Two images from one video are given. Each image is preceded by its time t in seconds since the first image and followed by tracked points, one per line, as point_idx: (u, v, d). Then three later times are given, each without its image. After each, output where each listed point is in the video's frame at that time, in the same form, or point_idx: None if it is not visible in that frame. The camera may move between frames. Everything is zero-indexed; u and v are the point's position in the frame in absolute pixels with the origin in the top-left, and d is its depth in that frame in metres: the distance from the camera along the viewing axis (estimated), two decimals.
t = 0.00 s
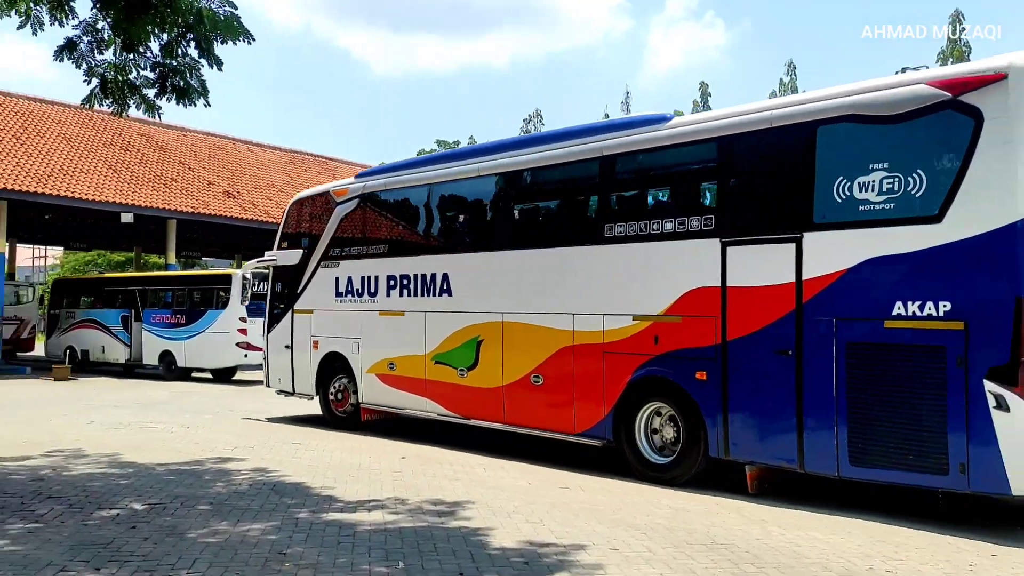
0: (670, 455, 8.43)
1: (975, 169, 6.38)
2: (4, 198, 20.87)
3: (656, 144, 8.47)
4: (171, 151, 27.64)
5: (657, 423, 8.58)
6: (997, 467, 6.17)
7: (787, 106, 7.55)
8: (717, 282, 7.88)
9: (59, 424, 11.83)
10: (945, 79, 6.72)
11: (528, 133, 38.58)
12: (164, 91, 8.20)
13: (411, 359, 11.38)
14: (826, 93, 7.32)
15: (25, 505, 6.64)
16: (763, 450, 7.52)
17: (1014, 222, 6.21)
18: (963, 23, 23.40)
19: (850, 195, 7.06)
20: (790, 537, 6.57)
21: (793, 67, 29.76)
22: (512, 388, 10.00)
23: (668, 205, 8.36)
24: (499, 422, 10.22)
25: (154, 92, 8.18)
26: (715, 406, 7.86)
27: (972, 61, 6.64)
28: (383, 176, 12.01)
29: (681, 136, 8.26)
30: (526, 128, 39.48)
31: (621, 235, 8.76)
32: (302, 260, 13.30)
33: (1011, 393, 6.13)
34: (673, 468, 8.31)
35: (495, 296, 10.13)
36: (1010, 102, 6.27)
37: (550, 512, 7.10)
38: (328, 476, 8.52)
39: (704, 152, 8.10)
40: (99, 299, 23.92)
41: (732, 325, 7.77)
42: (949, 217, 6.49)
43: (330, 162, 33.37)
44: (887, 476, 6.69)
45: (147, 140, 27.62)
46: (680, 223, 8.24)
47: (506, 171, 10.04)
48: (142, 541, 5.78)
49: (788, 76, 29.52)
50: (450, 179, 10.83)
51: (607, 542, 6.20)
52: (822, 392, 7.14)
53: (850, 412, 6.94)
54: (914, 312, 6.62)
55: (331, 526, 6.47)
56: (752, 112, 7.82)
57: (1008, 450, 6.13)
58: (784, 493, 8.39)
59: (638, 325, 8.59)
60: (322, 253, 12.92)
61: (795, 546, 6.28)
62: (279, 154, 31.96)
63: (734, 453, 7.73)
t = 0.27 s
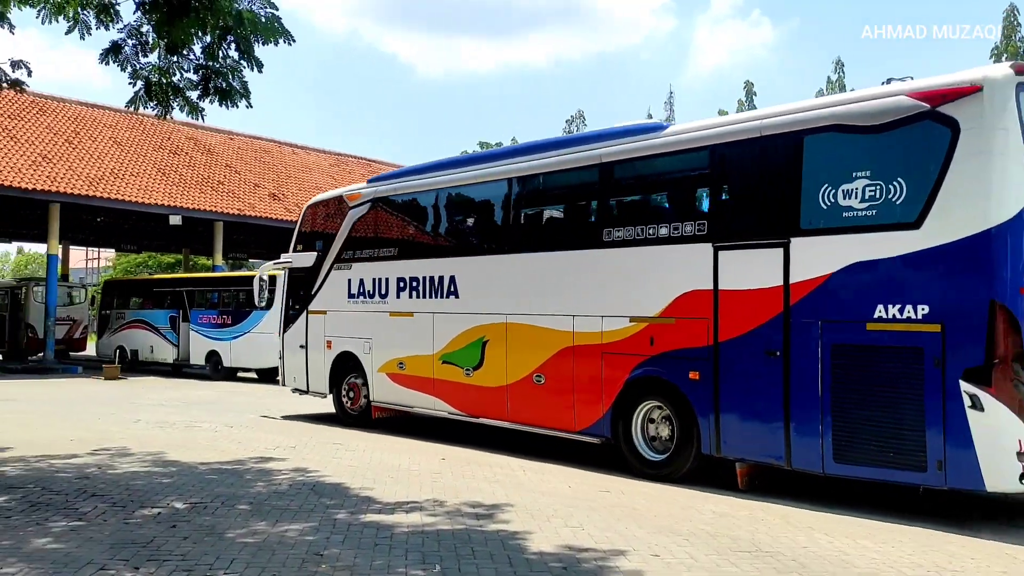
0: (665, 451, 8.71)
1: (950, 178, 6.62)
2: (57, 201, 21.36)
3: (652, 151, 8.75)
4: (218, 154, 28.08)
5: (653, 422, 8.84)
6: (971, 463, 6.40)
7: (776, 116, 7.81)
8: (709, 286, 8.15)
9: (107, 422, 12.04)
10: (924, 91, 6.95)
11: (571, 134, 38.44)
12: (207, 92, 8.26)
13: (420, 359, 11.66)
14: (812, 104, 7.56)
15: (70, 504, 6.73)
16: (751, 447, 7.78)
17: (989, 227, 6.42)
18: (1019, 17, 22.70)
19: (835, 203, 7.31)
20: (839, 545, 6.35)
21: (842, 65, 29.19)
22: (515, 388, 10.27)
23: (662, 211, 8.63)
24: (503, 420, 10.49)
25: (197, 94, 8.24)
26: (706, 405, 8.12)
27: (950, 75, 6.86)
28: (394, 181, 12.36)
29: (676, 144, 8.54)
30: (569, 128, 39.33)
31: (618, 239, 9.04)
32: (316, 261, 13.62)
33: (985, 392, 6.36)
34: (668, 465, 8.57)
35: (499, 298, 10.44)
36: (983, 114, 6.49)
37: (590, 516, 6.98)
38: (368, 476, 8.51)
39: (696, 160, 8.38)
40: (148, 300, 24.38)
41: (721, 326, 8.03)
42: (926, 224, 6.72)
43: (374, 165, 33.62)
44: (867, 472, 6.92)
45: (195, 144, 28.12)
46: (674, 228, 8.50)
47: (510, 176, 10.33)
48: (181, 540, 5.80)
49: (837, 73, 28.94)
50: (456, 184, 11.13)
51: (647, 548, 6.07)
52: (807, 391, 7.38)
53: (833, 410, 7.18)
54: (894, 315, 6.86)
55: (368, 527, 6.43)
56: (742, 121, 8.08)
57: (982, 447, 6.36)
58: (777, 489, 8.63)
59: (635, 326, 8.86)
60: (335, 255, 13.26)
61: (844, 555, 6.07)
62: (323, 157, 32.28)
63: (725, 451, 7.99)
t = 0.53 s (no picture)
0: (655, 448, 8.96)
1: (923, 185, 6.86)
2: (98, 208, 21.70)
3: (647, 160, 9.05)
4: (255, 160, 28.35)
5: (645, 421, 9.12)
6: (942, 460, 6.63)
7: (761, 126, 8.07)
8: (697, 289, 8.45)
9: (144, 426, 12.13)
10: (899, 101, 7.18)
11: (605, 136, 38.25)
12: (240, 96, 8.25)
13: (423, 360, 11.99)
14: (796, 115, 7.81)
15: (104, 508, 6.74)
16: (736, 444, 8.06)
17: (959, 233, 6.65)
18: None
19: (816, 210, 7.58)
20: (886, 555, 6.11)
21: (881, 62, 28.64)
22: (514, 389, 10.59)
23: (654, 217, 8.92)
24: (502, 419, 10.81)
25: (230, 97, 8.23)
26: (695, 404, 8.41)
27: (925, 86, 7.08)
28: (399, 188, 12.67)
29: (668, 153, 8.83)
30: (603, 131, 39.12)
31: (613, 244, 9.35)
32: (326, 265, 14.09)
33: (955, 391, 6.58)
34: (658, 462, 8.84)
35: (499, 301, 10.78)
36: (954, 125, 6.71)
37: (627, 523, 6.82)
38: (401, 481, 8.43)
39: (686, 169, 8.66)
40: (186, 305, 24.66)
41: (709, 327, 8.32)
42: (901, 229, 6.98)
43: (409, 169, 33.73)
44: (845, 468, 7.18)
45: (232, 150, 28.43)
46: (666, 233, 8.79)
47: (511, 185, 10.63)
48: (213, 545, 5.76)
49: (877, 71, 28.41)
50: (460, 191, 11.45)
51: (686, 556, 5.88)
52: (789, 389, 7.65)
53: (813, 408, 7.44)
54: (870, 317, 7.12)
55: (401, 533, 6.34)
56: (729, 131, 8.34)
57: (951, 444, 6.59)
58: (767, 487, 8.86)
59: (628, 328, 9.16)
60: (343, 259, 13.65)
61: (892, 565, 5.83)
62: (358, 162, 32.48)
63: (712, 449, 8.27)
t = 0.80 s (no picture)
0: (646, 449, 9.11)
1: (895, 191, 6.98)
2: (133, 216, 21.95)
3: (637, 168, 9.17)
4: (286, 167, 28.52)
5: (637, 423, 9.26)
6: (914, 459, 6.75)
7: (744, 135, 8.20)
8: (684, 293, 8.59)
9: (177, 433, 12.18)
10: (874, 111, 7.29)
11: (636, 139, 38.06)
12: (267, 102, 8.22)
13: (424, 365, 12.17)
14: (778, 124, 7.94)
15: (134, 517, 6.71)
16: (720, 446, 8.20)
17: (929, 237, 6.75)
18: None
19: (796, 216, 7.70)
20: (934, 568, 5.85)
21: (918, 60, 28.17)
22: (512, 392, 10.74)
23: (643, 225, 9.07)
24: (499, 421, 10.99)
25: (257, 104, 8.21)
26: (683, 406, 8.53)
27: (899, 96, 7.18)
28: (401, 198, 12.83)
29: (654, 163, 8.99)
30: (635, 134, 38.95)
31: (604, 251, 9.51)
32: (332, 273, 14.23)
33: (927, 391, 6.69)
34: (648, 462, 8.99)
35: (497, 307, 10.94)
36: (925, 133, 6.82)
37: (662, 534, 6.63)
38: (431, 490, 8.32)
39: (672, 178, 8.82)
40: (219, 311, 24.86)
41: (695, 331, 8.46)
42: (876, 235, 7.09)
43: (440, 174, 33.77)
44: (825, 467, 7.32)
45: (264, 157, 28.64)
46: (654, 240, 8.95)
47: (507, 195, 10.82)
48: (241, 556, 5.69)
49: (915, 68, 27.94)
50: (456, 200, 11.62)
51: (723, 569, 5.69)
52: (772, 391, 7.78)
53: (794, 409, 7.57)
54: (848, 320, 7.23)
55: (431, 544, 6.21)
56: (714, 140, 8.47)
57: (924, 443, 6.70)
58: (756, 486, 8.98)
59: (620, 332, 9.30)
60: (347, 267, 13.82)
61: None
62: (389, 168, 32.56)
63: (700, 449, 8.40)
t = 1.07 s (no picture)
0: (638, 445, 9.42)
1: (868, 195, 7.27)
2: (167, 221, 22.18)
3: (629, 174, 9.48)
4: (317, 171, 28.67)
5: (630, 420, 9.56)
6: (887, 452, 7.06)
7: (728, 142, 8.50)
8: (673, 294, 8.89)
9: (210, 436, 12.24)
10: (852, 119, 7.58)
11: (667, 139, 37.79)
12: (294, 105, 8.20)
13: (427, 365, 12.47)
14: (760, 132, 8.25)
15: (165, 521, 6.72)
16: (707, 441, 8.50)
17: (900, 239, 7.03)
18: None
19: (776, 220, 8.00)
20: None
21: (954, 55, 27.67)
22: (511, 391, 11.05)
23: (634, 229, 9.37)
24: (498, 420, 11.30)
25: (284, 107, 8.19)
26: (672, 404, 8.84)
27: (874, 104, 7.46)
28: (406, 203, 13.12)
29: (643, 169, 9.30)
30: (665, 134, 38.68)
31: (598, 254, 9.81)
32: (340, 277, 14.45)
33: (898, 387, 6.99)
34: (640, 458, 9.30)
35: (496, 309, 11.23)
36: (896, 139, 7.11)
37: (696, 540, 6.48)
38: (462, 493, 8.24)
39: (661, 184, 9.13)
40: (252, 315, 25.05)
41: (683, 331, 8.76)
42: (851, 237, 7.38)
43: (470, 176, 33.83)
44: (805, 460, 7.62)
45: (296, 161, 28.82)
46: (644, 243, 9.26)
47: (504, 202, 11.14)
48: (269, 561, 5.65)
49: (950, 64, 27.44)
50: (456, 206, 11.96)
51: None
52: (755, 388, 8.07)
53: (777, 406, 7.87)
54: (825, 319, 7.52)
55: (460, 549, 6.12)
56: (700, 147, 8.77)
57: (896, 436, 7.00)
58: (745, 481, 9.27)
59: (612, 332, 9.60)
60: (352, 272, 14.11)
61: None
62: (419, 171, 32.65)
63: (688, 445, 8.70)
